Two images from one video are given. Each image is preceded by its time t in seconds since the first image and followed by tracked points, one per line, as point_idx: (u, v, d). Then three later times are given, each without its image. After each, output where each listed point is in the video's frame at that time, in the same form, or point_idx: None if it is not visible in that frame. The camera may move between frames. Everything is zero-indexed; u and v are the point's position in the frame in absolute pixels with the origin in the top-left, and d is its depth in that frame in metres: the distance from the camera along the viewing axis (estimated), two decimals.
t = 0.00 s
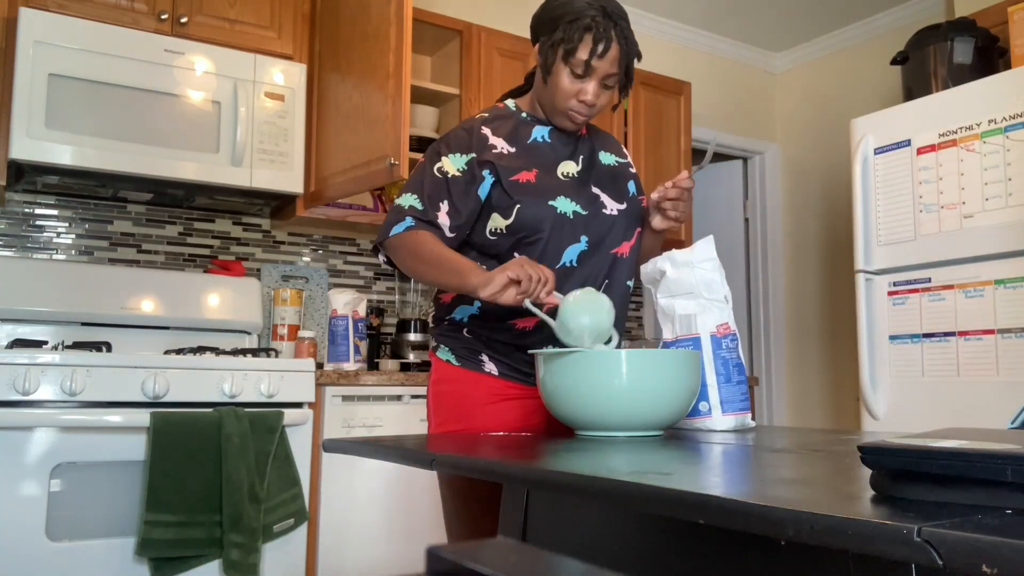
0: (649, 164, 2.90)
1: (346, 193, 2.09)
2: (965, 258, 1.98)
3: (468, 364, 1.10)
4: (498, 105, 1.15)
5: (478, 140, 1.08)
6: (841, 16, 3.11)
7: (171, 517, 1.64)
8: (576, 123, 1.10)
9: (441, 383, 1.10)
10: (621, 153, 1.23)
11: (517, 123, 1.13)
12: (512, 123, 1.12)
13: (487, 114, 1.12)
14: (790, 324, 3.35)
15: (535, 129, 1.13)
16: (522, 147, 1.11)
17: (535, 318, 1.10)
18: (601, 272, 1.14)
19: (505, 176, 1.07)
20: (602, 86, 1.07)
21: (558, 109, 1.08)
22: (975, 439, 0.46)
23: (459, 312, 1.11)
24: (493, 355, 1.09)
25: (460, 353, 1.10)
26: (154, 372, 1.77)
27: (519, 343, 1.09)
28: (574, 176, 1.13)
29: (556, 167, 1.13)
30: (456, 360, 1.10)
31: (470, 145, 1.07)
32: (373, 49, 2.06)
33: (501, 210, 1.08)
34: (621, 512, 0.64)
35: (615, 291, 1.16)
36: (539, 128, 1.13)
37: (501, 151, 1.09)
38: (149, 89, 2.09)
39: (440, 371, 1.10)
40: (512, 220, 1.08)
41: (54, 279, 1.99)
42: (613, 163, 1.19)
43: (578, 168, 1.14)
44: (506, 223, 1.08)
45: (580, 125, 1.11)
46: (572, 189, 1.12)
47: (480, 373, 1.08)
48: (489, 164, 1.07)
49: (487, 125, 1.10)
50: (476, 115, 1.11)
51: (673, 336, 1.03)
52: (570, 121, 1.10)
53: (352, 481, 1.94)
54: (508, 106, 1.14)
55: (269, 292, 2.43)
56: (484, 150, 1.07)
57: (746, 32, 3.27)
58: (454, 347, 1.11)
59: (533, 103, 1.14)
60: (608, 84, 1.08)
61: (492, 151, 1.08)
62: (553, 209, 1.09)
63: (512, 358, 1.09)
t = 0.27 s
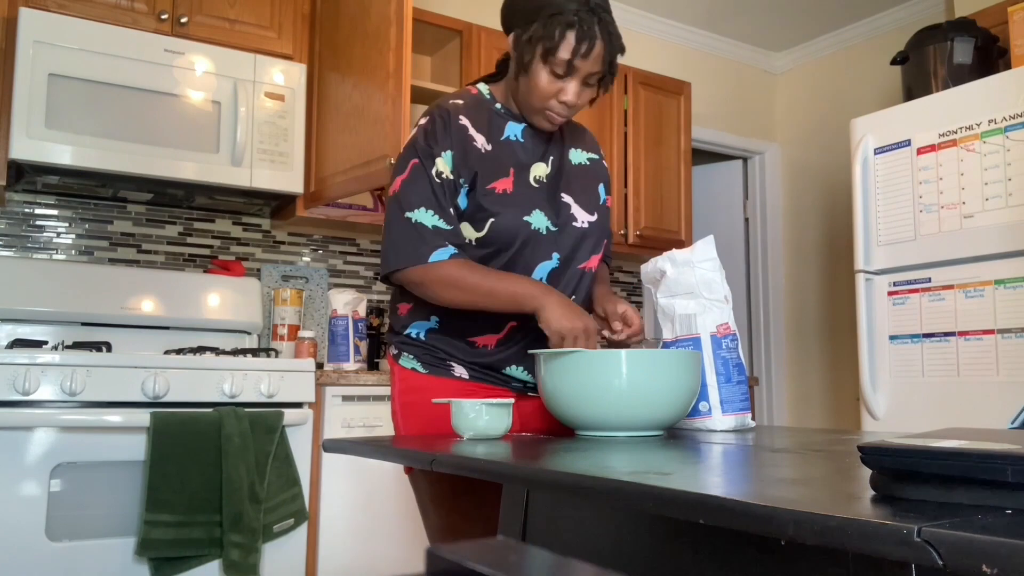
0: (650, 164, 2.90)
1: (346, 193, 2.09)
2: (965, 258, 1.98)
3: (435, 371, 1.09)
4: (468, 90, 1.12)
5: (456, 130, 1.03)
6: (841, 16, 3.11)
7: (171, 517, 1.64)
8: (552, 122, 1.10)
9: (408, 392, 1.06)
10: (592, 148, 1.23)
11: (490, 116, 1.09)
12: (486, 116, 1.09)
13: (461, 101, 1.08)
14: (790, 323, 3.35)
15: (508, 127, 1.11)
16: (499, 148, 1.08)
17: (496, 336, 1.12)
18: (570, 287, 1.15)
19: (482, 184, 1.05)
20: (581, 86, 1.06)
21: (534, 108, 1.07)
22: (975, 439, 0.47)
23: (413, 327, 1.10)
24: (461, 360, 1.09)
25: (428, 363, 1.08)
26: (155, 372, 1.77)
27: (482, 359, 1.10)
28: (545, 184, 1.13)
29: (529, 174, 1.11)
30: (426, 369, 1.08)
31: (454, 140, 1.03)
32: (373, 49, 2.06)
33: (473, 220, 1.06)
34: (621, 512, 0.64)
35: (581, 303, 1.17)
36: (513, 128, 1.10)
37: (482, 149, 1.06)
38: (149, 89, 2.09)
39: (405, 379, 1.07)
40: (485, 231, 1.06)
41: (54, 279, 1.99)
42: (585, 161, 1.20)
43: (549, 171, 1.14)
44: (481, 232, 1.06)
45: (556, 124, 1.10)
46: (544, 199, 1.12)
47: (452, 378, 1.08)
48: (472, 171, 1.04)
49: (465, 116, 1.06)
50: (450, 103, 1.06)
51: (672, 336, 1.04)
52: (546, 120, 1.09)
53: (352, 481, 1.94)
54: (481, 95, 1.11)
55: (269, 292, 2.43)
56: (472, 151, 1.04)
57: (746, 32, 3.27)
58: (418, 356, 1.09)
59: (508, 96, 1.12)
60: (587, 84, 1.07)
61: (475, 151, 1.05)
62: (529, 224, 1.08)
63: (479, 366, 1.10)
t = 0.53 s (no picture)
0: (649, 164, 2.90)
1: (346, 193, 2.09)
2: (965, 258, 1.98)
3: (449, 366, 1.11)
4: (525, 86, 1.13)
5: (501, 129, 1.05)
6: (841, 16, 3.11)
7: (171, 517, 1.64)
8: (601, 140, 1.09)
9: (421, 385, 1.10)
10: (643, 161, 1.22)
11: (543, 116, 1.10)
12: (536, 116, 1.09)
13: (515, 96, 1.09)
14: (790, 323, 3.35)
15: (558, 130, 1.11)
16: (547, 150, 1.08)
17: (519, 336, 1.12)
18: (599, 301, 1.16)
19: (524, 186, 1.06)
20: (635, 116, 1.05)
21: (586, 125, 1.07)
22: (976, 439, 0.46)
23: (438, 314, 1.11)
24: (475, 358, 1.10)
25: (442, 357, 1.10)
26: (154, 372, 1.77)
27: (497, 357, 1.10)
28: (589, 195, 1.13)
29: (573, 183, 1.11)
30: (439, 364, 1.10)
31: (497, 137, 1.04)
32: (373, 49, 2.06)
33: (511, 220, 1.08)
34: (621, 512, 0.64)
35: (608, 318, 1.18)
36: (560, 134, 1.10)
37: (528, 151, 1.06)
38: (149, 89, 2.09)
39: (419, 372, 1.10)
40: (521, 234, 1.07)
41: (54, 279, 1.99)
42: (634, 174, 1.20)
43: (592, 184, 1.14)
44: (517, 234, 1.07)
45: (600, 144, 1.11)
46: (588, 208, 1.12)
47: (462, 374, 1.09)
48: (514, 173, 1.05)
49: (515, 115, 1.07)
50: (503, 97, 1.07)
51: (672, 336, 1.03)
52: (595, 137, 1.09)
53: (352, 481, 1.94)
54: (537, 93, 1.11)
55: (269, 292, 2.43)
56: (514, 151, 1.05)
57: (745, 32, 3.27)
58: (433, 348, 1.11)
59: (564, 96, 1.12)
60: (643, 114, 1.05)
61: (518, 152, 1.05)
62: (568, 232, 1.09)
63: (494, 365, 1.10)
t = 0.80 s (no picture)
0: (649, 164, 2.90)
1: (346, 193, 2.09)
2: (965, 258, 1.98)
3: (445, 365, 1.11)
4: (524, 85, 1.13)
5: (503, 122, 1.06)
6: (841, 16, 3.11)
7: (172, 517, 1.64)
8: (598, 143, 1.09)
9: (418, 384, 1.10)
10: (642, 165, 1.22)
11: (542, 114, 1.10)
12: (536, 112, 1.09)
13: (514, 93, 1.10)
14: (790, 323, 3.35)
15: (556, 128, 1.11)
16: (544, 145, 1.09)
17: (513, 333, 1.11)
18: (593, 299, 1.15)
19: (520, 179, 1.07)
20: (630, 117, 1.04)
21: (582, 127, 1.07)
22: (975, 439, 0.47)
23: (434, 312, 1.12)
24: (471, 357, 1.10)
25: (439, 356, 1.10)
26: (155, 372, 1.77)
27: (491, 355, 1.10)
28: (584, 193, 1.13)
29: (567, 180, 1.11)
30: (436, 363, 1.10)
31: (500, 129, 1.05)
32: (373, 49, 2.06)
33: (507, 214, 1.08)
34: (621, 512, 0.64)
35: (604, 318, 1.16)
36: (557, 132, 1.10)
37: (526, 144, 1.07)
38: (149, 89, 2.09)
39: (416, 372, 1.10)
40: (515, 228, 1.07)
41: (54, 279, 1.99)
42: (632, 175, 1.20)
43: (588, 182, 1.14)
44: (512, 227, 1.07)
45: (599, 147, 1.11)
46: (582, 205, 1.12)
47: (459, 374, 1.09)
48: (513, 165, 1.06)
49: (516, 109, 1.08)
50: (503, 93, 1.08)
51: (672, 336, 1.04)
52: (593, 139, 1.09)
53: (352, 481, 1.94)
54: (537, 92, 1.12)
55: (269, 292, 2.43)
56: (515, 144, 1.06)
57: (745, 32, 3.27)
58: (430, 347, 1.11)
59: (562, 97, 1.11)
60: (638, 114, 1.05)
61: (519, 145, 1.06)
62: (560, 228, 1.08)
63: (489, 363, 1.10)
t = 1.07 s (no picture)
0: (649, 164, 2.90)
1: (346, 193, 2.09)
2: (965, 258, 1.98)
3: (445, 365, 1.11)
4: (517, 90, 1.14)
5: (497, 126, 1.05)
6: (841, 16, 3.11)
7: (171, 517, 1.64)
8: (593, 139, 1.09)
9: (419, 384, 1.10)
10: (638, 157, 1.22)
11: (535, 117, 1.10)
12: (529, 116, 1.09)
13: (506, 98, 1.10)
14: (790, 323, 3.35)
15: (550, 131, 1.11)
16: (537, 148, 1.09)
17: (514, 332, 1.11)
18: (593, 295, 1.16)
19: (513, 184, 1.06)
20: (625, 111, 1.04)
21: (577, 124, 1.07)
22: (976, 439, 0.46)
23: (434, 315, 1.12)
24: (472, 356, 1.10)
25: (440, 356, 1.10)
26: (154, 373, 1.77)
27: (492, 355, 1.09)
28: (581, 192, 1.13)
29: (563, 181, 1.11)
30: (437, 363, 1.10)
31: (494, 135, 1.04)
32: (373, 49, 2.06)
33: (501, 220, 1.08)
34: (621, 512, 0.64)
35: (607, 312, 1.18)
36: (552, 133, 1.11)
37: (518, 150, 1.07)
38: (149, 89, 2.09)
39: (418, 371, 1.11)
40: (510, 232, 1.07)
41: (54, 279, 1.99)
42: (629, 170, 1.19)
43: (586, 180, 1.14)
44: (508, 231, 1.08)
45: (593, 143, 1.10)
46: (578, 205, 1.12)
47: (460, 373, 1.10)
48: (507, 171, 1.06)
49: (509, 114, 1.08)
50: (495, 99, 1.09)
51: (672, 335, 1.04)
52: (587, 136, 1.09)
53: (351, 481, 1.94)
54: (529, 96, 1.12)
55: (269, 292, 2.43)
56: (509, 149, 1.06)
57: (745, 32, 3.27)
58: (431, 347, 1.11)
59: (554, 97, 1.12)
60: (633, 109, 1.05)
61: (512, 151, 1.06)
62: (556, 230, 1.09)
63: (491, 363, 1.10)
